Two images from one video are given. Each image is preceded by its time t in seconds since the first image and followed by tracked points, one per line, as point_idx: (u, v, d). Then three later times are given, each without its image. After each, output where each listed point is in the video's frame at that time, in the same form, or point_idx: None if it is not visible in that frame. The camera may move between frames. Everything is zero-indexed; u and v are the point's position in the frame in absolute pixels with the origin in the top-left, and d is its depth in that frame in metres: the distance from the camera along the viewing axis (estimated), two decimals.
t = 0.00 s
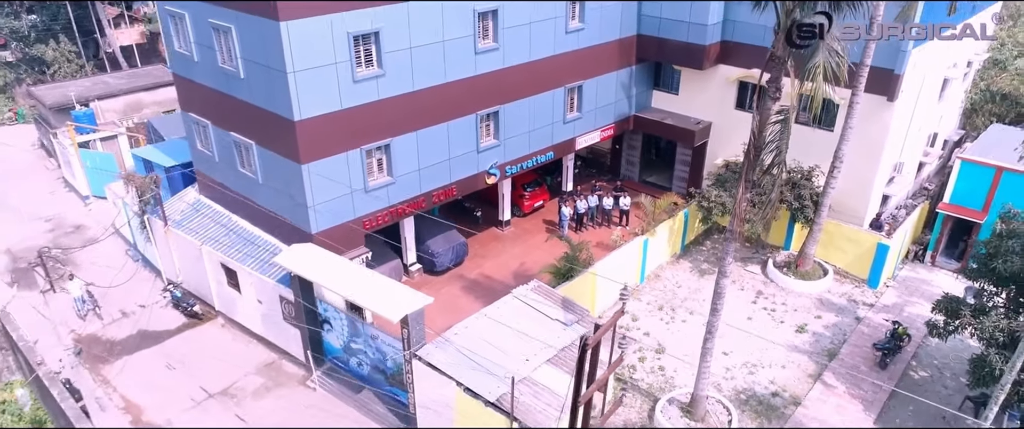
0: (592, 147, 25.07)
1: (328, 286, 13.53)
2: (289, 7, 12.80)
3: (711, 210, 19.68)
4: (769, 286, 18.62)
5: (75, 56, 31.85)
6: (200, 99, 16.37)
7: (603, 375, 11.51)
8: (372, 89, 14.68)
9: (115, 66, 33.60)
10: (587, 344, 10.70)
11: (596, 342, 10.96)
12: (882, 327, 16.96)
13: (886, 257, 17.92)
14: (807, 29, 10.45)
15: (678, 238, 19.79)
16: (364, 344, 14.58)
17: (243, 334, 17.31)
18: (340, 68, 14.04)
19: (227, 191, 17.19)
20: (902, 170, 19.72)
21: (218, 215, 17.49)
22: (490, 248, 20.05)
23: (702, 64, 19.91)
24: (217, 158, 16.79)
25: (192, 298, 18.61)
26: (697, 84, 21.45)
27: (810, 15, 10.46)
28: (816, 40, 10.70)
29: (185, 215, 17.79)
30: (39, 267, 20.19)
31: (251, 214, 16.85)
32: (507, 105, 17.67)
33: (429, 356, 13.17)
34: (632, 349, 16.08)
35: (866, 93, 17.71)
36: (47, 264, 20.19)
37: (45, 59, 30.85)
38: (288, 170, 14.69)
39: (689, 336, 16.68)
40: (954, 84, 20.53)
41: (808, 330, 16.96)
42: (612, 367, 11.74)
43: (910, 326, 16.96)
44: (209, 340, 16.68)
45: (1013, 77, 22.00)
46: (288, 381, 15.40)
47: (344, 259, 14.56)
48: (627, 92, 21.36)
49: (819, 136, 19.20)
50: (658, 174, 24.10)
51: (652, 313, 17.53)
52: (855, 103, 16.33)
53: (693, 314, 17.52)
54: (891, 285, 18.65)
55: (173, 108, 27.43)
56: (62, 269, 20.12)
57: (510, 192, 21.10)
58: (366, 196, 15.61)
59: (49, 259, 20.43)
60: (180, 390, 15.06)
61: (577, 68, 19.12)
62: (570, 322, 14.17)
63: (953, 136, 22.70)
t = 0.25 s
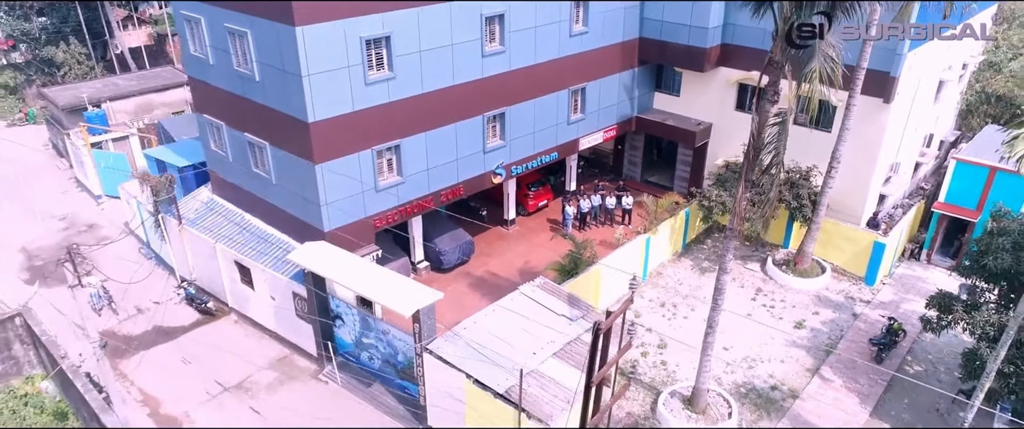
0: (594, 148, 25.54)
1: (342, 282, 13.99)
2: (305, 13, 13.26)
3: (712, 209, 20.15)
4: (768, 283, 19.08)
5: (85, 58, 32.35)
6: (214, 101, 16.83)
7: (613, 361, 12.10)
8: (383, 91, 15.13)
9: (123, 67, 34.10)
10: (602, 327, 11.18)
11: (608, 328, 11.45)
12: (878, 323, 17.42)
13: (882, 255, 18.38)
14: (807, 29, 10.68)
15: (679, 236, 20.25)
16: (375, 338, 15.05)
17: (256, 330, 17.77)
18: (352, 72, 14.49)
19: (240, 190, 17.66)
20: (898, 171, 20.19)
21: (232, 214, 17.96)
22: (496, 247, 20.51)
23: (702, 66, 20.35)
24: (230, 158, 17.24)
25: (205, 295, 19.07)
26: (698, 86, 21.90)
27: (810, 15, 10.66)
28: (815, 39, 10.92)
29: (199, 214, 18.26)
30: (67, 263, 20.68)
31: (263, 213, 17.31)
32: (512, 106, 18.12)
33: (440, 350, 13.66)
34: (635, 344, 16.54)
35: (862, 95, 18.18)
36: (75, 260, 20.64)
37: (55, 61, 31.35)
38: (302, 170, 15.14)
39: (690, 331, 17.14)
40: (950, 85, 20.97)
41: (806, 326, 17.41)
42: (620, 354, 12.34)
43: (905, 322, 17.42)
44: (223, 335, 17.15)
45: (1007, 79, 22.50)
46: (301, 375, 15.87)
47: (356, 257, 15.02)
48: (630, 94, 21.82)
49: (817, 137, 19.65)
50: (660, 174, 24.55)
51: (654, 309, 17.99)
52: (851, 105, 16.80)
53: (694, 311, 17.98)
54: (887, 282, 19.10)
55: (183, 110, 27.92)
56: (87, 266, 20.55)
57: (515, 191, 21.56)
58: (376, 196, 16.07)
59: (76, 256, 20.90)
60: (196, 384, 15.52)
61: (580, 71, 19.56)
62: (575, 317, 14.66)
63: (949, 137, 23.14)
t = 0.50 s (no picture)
0: (597, 148, 26.06)
1: (356, 278, 14.51)
2: (321, 18, 13.79)
3: (713, 208, 20.69)
4: (767, 280, 19.60)
5: (95, 60, 33.08)
6: (230, 103, 17.35)
7: (624, 344, 12.54)
8: (395, 94, 15.66)
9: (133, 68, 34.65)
10: (613, 313, 11.69)
11: (619, 314, 12.00)
12: (874, 319, 17.95)
13: (879, 252, 18.89)
14: (807, 29, 11.01)
15: (680, 234, 20.75)
16: (387, 332, 15.56)
17: (270, 325, 18.28)
18: (366, 75, 15.02)
19: (255, 189, 18.19)
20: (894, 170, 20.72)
21: (246, 212, 18.50)
22: (502, 245, 21.02)
23: (703, 69, 20.80)
24: (246, 158, 17.77)
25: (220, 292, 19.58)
26: (699, 88, 22.41)
27: (809, 15, 10.99)
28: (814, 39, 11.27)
29: (214, 212, 18.79)
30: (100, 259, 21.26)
31: (277, 211, 17.85)
32: (519, 108, 18.65)
33: (451, 343, 14.15)
34: (638, 339, 17.06)
35: (859, 97, 18.71)
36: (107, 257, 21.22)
37: (67, 63, 32.02)
38: (317, 170, 15.67)
39: (691, 327, 17.66)
40: (945, 87, 21.49)
41: (804, 321, 17.93)
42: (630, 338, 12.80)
43: (900, 317, 17.93)
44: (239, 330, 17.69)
45: (1000, 81, 23.04)
46: (314, 369, 16.39)
47: (368, 253, 15.56)
48: (632, 96, 22.34)
49: (815, 137, 20.17)
50: (661, 174, 25.06)
51: (656, 305, 18.51)
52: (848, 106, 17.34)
53: (695, 307, 18.50)
54: (883, 279, 19.63)
55: (193, 111, 28.47)
56: (117, 262, 21.08)
57: (520, 191, 22.09)
58: (387, 195, 16.60)
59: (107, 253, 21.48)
60: (214, 376, 16.05)
61: (585, 73, 20.09)
62: (580, 312, 15.17)
63: (944, 137, 23.65)
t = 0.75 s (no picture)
0: (600, 149, 26.62)
1: (369, 274, 15.04)
2: (337, 23, 14.32)
3: (713, 207, 21.26)
4: (766, 277, 20.11)
5: (106, 61, 33.70)
6: (245, 105, 17.89)
7: (632, 331, 12.82)
8: (406, 96, 16.20)
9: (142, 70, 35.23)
10: (624, 301, 11.92)
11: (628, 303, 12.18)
12: (869, 314, 18.48)
13: (874, 250, 19.44)
14: (807, 29, 11.49)
15: (681, 233, 21.28)
16: (398, 327, 16.09)
17: (282, 320, 18.81)
18: (378, 78, 15.55)
19: (268, 189, 18.74)
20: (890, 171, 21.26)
21: (259, 211, 19.03)
22: (507, 243, 21.54)
23: (704, 71, 21.27)
24: (260, 159, 18.31)
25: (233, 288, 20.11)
26: (700, 90, 22.93)
27: (809, 15, 11.45)
28: (814, 39, 11.75)
29: (228, 211, 19.32)
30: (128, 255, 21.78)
31: (290, 210, 18.38)
32: (525, 110, 19.19)
33: (461, 336, 14.63)
34: (641, 334, 17.60)
35: (855, 99, 19.24)
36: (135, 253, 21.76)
37: (78, 64, 32.63)
38: (330, 170, 16.21)
39: (691, 322, 18.19)
40: (939, 90, 22.02)
41: (802, 317, 18.46)
42: (638, 324, 13.20)
43: (895, 313, 18.46)
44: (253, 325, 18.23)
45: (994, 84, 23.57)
46: (327, 362, 16.91)
47: (381, 251, 16.10)
48: (635, 97, 22.88)
49: (812, 138, 20.70)
50: (662, 174, 25.60)
51: (658, 302, 19.04)
52: (845, 108, 17.87)
53: (696, 303, 19.03)
54: (879, 277, 20.15)
55: (202, 112, 29.00)
56: (131, 260, 21.60)
57: (525, 190, 22.62)
58: (398, 194, 17.14)
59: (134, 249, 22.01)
60: (230, 370, 16.56)
61: (589, 76, 20.63)
62: (585, 307, 15.76)
63: (939, 138, 24.18)
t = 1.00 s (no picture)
0: (602, 149, 27.14)
1: (380, 271, 15.51)
2: (349, 28, 14.79)
3: (713, 207, 21.79)
4: (766, 275, 20.58)
5: (116, 63, 33.85)
6: (258, 107, 18.37)
7: (638, 322, 12.80)
8: (415, 99, 16.69)
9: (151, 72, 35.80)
10: (630, 294, 11.83)
11: (635, 295, 12.02)
12: (866, 311, 18.95)
13: (871, 249, 19.91)
14: (807, 28, 11.81)
15: (682, 232, 21.74)
16: (408, 323, 16.54)
17: (293, 317, 19.28)
18: (389, 81, 16.04)
19: (280, 189, 19.23)
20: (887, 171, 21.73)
21: (271, 210, 19.51)
22: (512, 242, 22.00)
23: (704, 74, 21.77)
24: (271, 159, 18.80)
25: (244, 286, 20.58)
26: (701, 92, 23.41)
27: (808, 16, 11.81)
28: (814, 40, 12.05)
29: (240, 210, 19.79)
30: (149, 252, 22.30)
31: (301, 210, 18.86)
32: (530, 112, 19.67)
33: (469, 332, 15.14)
34: (643, 330, 18.06)
35: (852, 101, 19.71)
36: (155, 250, 22.24)
37: (87, 66, 32.97)
38: (341, 170, 16.69)
39: (692, 319, 18.66)
40: (935, 92, 22.50)
41: (800, 314, 18.92)
42: (644, 315, 13.28)
43: (892, 310, 18.92)
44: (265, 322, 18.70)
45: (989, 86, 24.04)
46: (338, 358, 17.40)
47: (390, 249, 16.55)
48: (636, 99, 23.37)
49: (810, 139, 21.17)
50: (664, 174, 26.09)
51: (660, 299, 19.51)
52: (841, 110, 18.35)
53: (697, 300, 19.49)
54: (875, 275, 20.62)
55: (211, 113, 29.50)
56: (144, 259, 22.08)
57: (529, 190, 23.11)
58: (407, 194, 17.62)
59: (155, 246, 22.49)
60: (244, 365, 17.02)
61: (592, 79, 21.11)
62: (590, 304, 16.28)
63: (935, 140, 24.67)
